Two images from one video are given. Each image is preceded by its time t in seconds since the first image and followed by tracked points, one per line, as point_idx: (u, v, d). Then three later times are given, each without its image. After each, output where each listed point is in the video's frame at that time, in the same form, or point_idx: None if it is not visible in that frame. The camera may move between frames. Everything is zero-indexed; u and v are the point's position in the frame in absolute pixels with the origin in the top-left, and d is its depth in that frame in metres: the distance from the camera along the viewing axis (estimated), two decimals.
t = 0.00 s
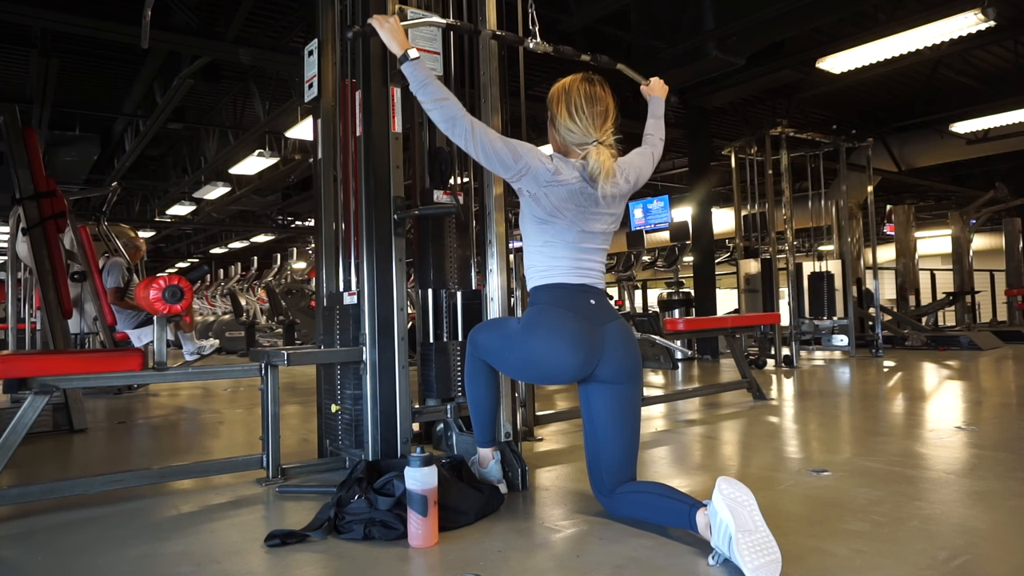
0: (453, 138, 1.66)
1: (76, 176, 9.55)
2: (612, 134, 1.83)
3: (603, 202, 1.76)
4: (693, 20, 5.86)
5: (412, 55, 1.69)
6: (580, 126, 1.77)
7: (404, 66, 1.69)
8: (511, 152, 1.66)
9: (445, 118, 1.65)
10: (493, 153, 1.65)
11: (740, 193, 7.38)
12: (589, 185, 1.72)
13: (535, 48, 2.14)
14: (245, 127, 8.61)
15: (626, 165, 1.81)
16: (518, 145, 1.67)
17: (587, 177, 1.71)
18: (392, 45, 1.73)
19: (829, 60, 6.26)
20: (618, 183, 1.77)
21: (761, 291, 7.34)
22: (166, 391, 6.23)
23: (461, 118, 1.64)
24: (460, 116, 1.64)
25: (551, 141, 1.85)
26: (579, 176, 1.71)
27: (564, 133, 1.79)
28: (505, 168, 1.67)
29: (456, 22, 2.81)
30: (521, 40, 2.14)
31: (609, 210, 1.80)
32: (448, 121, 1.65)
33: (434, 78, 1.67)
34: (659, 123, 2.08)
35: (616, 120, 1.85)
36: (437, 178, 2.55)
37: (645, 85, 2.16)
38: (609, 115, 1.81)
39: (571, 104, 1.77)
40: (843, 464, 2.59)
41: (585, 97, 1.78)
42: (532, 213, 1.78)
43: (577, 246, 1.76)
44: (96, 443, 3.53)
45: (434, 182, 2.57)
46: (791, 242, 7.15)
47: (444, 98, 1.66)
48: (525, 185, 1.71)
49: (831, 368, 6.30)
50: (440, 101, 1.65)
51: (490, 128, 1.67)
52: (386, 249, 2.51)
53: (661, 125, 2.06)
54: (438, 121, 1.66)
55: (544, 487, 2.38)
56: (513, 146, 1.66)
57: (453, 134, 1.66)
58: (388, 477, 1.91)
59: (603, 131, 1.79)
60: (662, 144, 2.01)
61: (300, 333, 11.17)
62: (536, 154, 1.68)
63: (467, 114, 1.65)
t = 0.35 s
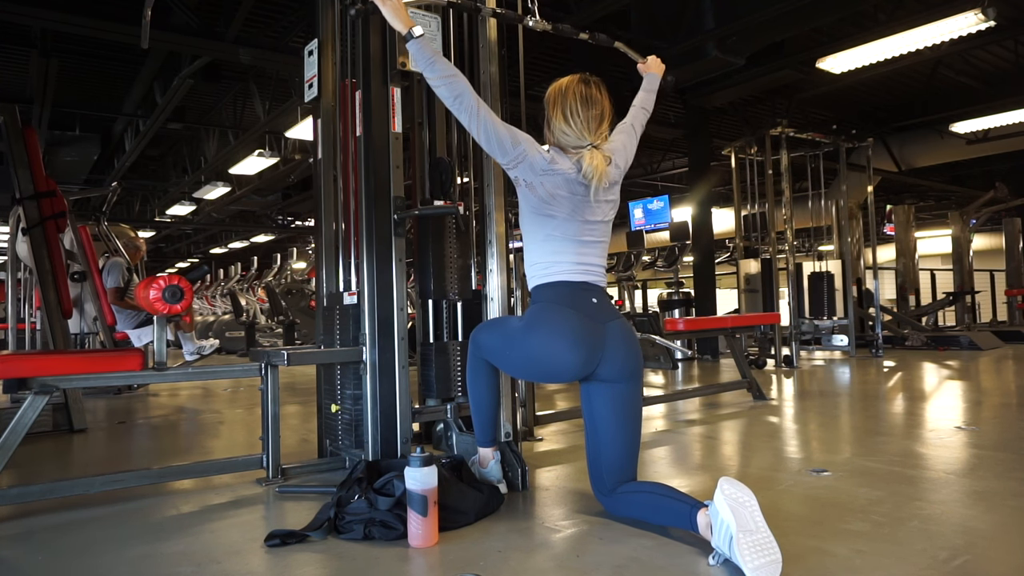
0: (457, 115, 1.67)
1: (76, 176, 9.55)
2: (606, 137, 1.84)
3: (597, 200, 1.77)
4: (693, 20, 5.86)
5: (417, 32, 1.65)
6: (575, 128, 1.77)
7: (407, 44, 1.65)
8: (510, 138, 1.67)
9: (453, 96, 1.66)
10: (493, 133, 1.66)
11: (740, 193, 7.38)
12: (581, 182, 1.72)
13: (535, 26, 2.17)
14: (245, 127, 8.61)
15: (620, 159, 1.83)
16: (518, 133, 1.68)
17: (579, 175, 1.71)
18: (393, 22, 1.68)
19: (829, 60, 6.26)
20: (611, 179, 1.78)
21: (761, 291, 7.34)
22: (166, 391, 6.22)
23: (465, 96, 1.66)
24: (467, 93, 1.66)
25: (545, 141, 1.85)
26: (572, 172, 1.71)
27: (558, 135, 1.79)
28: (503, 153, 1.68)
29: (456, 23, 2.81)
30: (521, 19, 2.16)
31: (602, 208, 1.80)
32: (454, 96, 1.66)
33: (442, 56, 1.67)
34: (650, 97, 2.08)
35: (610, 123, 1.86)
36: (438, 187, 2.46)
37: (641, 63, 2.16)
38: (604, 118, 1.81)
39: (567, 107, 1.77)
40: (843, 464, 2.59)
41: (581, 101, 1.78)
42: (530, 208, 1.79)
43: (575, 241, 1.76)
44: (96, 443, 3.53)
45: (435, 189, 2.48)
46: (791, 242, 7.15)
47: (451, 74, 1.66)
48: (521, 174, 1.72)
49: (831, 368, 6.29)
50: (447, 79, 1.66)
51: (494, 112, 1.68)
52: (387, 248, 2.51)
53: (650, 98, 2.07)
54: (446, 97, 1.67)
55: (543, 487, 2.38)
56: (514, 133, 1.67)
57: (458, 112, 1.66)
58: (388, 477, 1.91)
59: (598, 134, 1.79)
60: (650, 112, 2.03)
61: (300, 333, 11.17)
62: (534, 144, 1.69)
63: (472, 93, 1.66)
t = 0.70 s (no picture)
0: (452, 118, 1.66)
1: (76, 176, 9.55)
2: (607, 141, 1.83)
3: (595, 204, 1.77)
4: (693, 20, 5.86)
5: (412, 35, 1.66)
6: (573, 130, 1.77)
7: (403, 48, 1.66)
8: (506, 140, 1.67)
9: (448, 100, 1.66)
10: (487, 134, 1.66)
11: (740, 193, 7.37)
12: (577, 187, 1.73)
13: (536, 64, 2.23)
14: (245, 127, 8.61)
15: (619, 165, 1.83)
16: (514, 135, 1.68)
17: (575, 178, 1.72)
18: (389, 25, 1.69)
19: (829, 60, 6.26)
20: (609, 186, 1.78)
21: (761, 291, 7.34)
22: (166, 391, 6.22)
23: (459, 99, 1.65)
24: (462, 96, 1.66)
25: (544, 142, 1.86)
26: (567, 175, 1.72)
27: (555, 136, 1.79)
28: (499, 155, 1.68)
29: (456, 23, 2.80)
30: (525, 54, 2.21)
31: (600, 212, 1.79)
32: (449, 101, 1.66)
33: (438, 60, 1.67)
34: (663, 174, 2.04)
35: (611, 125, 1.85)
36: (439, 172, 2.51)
37: (648, 128, 2.04)
38: (605, 121, 1.81)
39: (566, 108, 1.78)
40: (843, 464, 2.59)
41: (580, 102, 1.78)
42: (528, 212, 1.79)
43: (576, 243, 1.76)
44: (96, 443, 3.53)
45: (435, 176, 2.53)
46: (791, 242, 7.14)
47: (446, 76, 1.66)
48: (517, 176, 1.72)
49: (831, 368, 6.29)
50: (442, 82, 1.66)
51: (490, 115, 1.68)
52: (386, 249, 2.51)
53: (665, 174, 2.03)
54: (438, 100, 1.67)
55: (543, 487, 2.38)
56: (509, 135, 1.68)
57: (453, 115, 1.66)
58: (388, 477, 1.92)
59: (597, 137, 1.79)
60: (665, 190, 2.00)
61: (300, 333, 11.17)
62: (529, 146, 1.70)
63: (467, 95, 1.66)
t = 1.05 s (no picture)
0: (454, 116, 1.67)
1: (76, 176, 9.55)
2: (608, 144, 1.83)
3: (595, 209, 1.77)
4: (693, 20, 5.86)
5: (416, 32, 1.66)
6: (575, 132, 1.78)
7: (406, 44, 1.67)
8: (506, 140, 1.68)
9: (449, 97, 1.66)
10: (487, 133, 1.67)
11: (740, 193, 7.37)
12: (576, 190, 1.73)
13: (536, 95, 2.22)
14: (245, 127, 8.61)
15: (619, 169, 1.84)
16: (514, 135, 1.69)
17: (575, 182, 1.72)
18: (393, 21, 1.69)
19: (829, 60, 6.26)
20: (609, 192, 1.77)
21: (761, 291, 7.34)
22: (166, 391, 6.23)
23: (461, 97, 1.66)
24: (464, 94, 1.66)
25: (546, 141, 1.86)
26: (567, 178, 1.72)
27: (557, 137, 1.80)
28: (499, 155, 1.69)
29: (456, 24, 2.80)
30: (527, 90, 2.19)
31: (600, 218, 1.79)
32: (451, 99, 1.66)
33: (441, 58, 1.68)
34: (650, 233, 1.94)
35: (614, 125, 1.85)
36: (437, 154, 2.55)
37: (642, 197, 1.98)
38: (607, 123, 1.81)
39: (567, 110, 1.78)
40: (843, 464, 2.59)
41: (582, 104, 1.77)
42: (528, 214, 1.80)
43: (576, 246, 1.76)
44: (96, 443, 3.53)
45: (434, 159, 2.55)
46: (791, 242, 7.14)
47: (449, 74, 1.67)
48: (516, 176, 1.73)
49: (831, 368, 6.29)
50: (445, 80, 1.66)
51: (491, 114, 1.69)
52: (387, 249, 2.51)
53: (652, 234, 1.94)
54: (440, 97, 1.67)
55: (543, 487, 2.38)
56: (510, 135, 1.68)
57: (455, 113, 1.67)
58: (388, 477, 1.92)
59: (599, 139, 1.80)
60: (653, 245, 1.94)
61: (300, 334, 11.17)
62: (529, 148, 1.71)
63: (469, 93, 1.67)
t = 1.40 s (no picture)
0: (450, 118, 1.67)
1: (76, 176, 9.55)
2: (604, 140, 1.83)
3: (594, 205, 1.77)
4: (693, 20, 5.86)
5: (408, 35, 1.66)
6: (571, 128, 1.77)
7: (399, 47, 1.67)
8: (504, 139, 1.68)
9: (444, 99, 1.66)
10: (484, 133, 1.66)
11: (740, 193, 7.37)
12: (576, 186, 1.73)
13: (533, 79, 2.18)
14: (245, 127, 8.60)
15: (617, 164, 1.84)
16: (510, 134, 1.69)
17: (574, 178, 1.72)
18: (383, 24, 1.68)
19: (829, 60, 6.26)
20: (608, 186, 1.78)
21: (761, 291, 7.34)
22: (166, 391, 6.22)
23: (456, 98, 1.66)
24: (459, 95, 1.66)
25: (542, 142, 1.86)
26: (566, 175, 1.72)
27: (553, 135, 1.79)
28: (497, 155, 1.69)
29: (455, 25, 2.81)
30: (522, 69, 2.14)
31: (600, 215, 1.79)
32: (446, 100, 1.66)
33: (435, 60, 1.67)
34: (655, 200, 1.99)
35: (609, 123, 1.85)
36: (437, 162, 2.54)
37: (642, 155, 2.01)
38: (602, 118, 1.81)
39: (562, 106, 1.78)
40: (843, 464, 2.59)
41: (577, 100, 1.78)
42: (528, 214, 1.80)
43: (576, 244, 1.76)
44: (96, 443, 3.53)
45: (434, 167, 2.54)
46: (791, 242, 7.14)
47: (443, 76, 1.67)
48: (515, 176, 1.73)
49: (831, 368, 6.29)
50: (439, 82, 1.66)
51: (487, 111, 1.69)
52: (387, 249, 2.51)
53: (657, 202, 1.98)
54: (435, 99, 1.67)
55: (543, 487, 2.38)
56: (507, 134, 1.69)
57: (450, 115, 1.67)
58: (388, 478, 1.92)
59: (595, 134, 1.79)
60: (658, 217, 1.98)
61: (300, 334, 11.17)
62: (527, 145, 1.71)
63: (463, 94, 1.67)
